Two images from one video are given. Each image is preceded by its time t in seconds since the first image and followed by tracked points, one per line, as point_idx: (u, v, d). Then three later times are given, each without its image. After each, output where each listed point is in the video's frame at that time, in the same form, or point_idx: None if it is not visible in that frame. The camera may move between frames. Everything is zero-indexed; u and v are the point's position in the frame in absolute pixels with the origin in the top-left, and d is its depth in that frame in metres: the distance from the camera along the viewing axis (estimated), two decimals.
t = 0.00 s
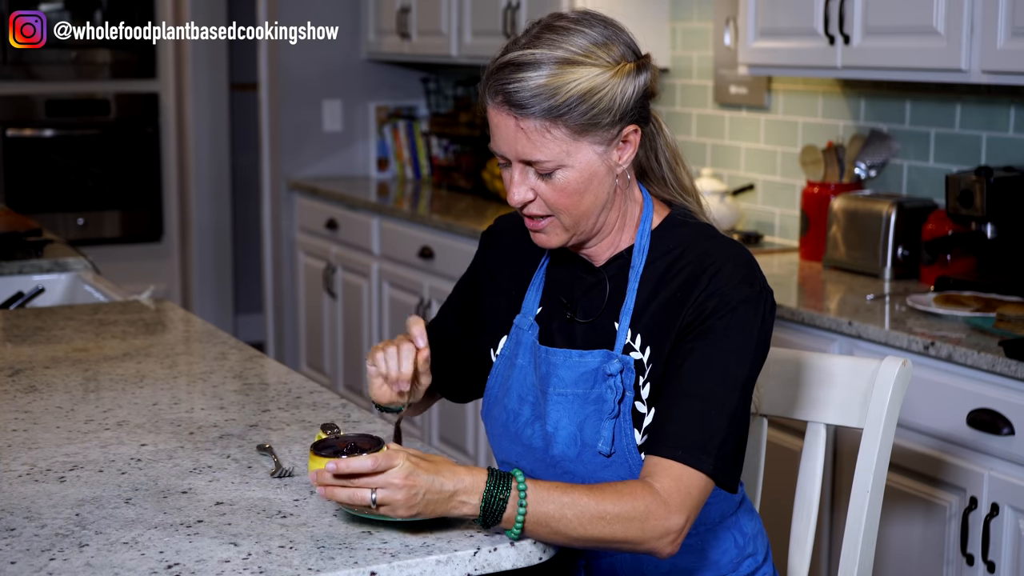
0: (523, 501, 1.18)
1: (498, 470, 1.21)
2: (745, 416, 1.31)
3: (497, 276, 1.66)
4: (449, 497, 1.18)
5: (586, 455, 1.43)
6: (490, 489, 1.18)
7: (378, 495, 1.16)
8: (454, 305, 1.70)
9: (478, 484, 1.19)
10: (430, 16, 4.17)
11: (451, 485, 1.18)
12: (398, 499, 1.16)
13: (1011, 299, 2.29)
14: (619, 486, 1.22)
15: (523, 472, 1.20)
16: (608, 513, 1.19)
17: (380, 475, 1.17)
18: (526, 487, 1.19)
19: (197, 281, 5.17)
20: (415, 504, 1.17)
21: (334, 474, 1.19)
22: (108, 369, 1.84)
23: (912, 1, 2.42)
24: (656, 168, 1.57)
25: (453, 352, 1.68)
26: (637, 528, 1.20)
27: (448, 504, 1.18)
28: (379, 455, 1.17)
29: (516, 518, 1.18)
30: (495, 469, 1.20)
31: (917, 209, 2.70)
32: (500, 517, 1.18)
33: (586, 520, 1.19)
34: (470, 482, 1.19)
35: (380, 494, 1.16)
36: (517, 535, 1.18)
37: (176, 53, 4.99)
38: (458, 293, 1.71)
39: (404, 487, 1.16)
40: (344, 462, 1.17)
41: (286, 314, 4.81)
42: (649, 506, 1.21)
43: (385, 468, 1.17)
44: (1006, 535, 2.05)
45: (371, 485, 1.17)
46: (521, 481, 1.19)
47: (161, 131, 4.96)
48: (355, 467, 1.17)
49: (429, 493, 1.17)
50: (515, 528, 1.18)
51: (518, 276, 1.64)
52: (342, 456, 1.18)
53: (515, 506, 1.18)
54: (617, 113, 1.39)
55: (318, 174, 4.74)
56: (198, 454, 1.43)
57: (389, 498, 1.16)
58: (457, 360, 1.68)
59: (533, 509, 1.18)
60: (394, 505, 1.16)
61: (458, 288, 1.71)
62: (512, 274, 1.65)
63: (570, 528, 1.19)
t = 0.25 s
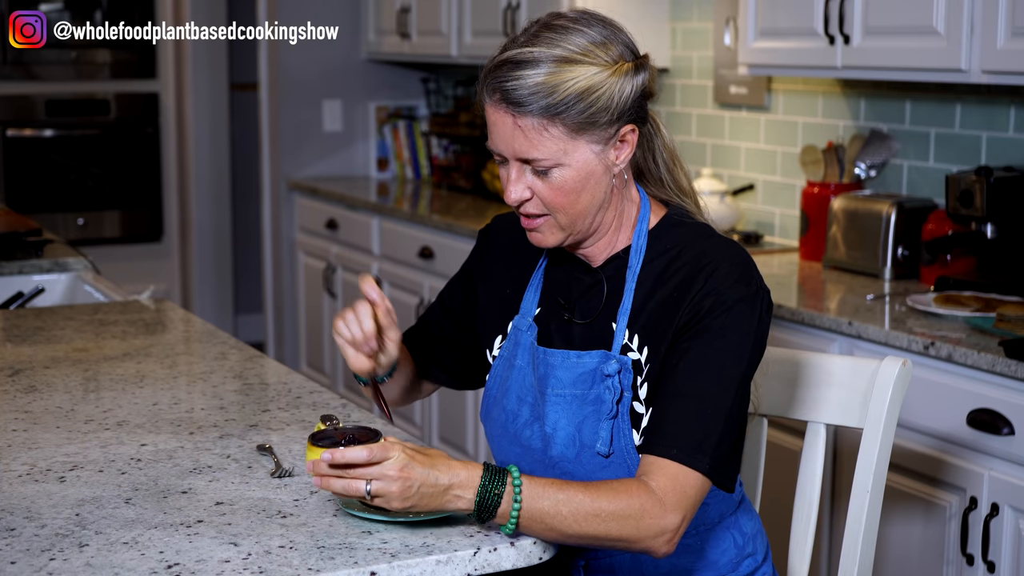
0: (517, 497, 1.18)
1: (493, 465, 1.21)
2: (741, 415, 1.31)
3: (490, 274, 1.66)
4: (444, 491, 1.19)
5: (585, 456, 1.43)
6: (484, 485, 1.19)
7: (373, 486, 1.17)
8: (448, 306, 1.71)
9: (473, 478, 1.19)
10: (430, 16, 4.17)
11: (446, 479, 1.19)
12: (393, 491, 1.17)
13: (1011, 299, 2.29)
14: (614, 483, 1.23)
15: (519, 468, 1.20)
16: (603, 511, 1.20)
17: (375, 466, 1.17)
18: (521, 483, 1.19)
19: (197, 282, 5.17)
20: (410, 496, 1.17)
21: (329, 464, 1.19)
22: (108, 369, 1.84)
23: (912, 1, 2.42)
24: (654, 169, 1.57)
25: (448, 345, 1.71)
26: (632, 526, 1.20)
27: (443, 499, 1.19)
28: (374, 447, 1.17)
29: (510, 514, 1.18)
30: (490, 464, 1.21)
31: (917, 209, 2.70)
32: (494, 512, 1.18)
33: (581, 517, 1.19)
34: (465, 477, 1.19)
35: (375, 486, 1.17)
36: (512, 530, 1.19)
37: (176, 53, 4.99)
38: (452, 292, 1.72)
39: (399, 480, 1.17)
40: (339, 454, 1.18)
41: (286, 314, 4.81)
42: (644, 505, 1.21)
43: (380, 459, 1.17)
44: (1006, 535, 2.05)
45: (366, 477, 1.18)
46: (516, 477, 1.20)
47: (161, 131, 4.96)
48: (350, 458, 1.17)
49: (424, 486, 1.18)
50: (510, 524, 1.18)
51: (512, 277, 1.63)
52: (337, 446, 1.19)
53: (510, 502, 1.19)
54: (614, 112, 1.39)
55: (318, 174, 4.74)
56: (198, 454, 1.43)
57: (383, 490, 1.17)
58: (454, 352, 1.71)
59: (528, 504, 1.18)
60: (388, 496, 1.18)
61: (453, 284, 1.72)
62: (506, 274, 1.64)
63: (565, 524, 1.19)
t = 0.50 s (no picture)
0: (515, 484, 1.19)
1: (492, 452, 1.22)
2: (738, 414, 1.31)
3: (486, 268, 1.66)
4: (442, 474, 1.19)
5: (583, 455, 1.44)
6: (483, 471, 1.19)
7: (371, 464, 1.17)
8: (440, 297, 1.71)
9: (472, 463, 1.20)
10: (430, 16, 4.17)
11: (444, 463, 1.19)
12: (391, 470, 1.17)
13: (1011, 299, 2.29)
14: (612, 478, 1.23)
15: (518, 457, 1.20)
16: (600, 504, 1.20)
17: (374, 444, 1.17)
18: (519, 471, 1.20)
19: (197, 281, 5.17)
20: (408, 477, 1.17)
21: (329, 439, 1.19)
22: (108, 369, 1.84)
23: (912, 1, 2.42)
24: (651, 170, 1.57)
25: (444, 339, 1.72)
26: (628, 521, 1.20)
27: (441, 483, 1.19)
28: (375, 424, 1.17)
29: (507, 502, 1.18)
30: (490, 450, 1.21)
31: (917, 209, 2.70)
32: (492, 498, 1.19)
33: (577, 509, 1.20)
34: (464, 462, 1.20)
35: (373, 464, 1.17)
36: (508, 519, 1.19)
37: (177, 53, 4.99)
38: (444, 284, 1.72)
39: (398, 459, 1.17)
40: (339, 428, 1.18)
41: (285, 314, 4.81)
42: (641, 501, 1.21)
43: (380, 437, 1.17)
44: (1006, 535, 2.05)
45: (365, 454, 1.17)
46: (514, 465, 1.20)
47: (161, 131, 4.96)
48: (349, 433, 1.17)
49: (422, 468, 1.18)
50: (506, 512, 1.19)
51: (508, 274, 1.63)
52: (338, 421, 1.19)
53: (507, 489, 1.19)
54: (610, 109, 1.39)
55: (318, 174, 4.74)
56: (198, 454, 1.43)
57: (382, 468, 1.17)
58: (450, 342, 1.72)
59: (525, 492, 1.19)
60: (386, 475, 1.17)
61: (444, 274, 1.72)
62: (502, 270, 1.64)
63: (561, 515, 1.19)
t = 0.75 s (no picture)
0: (512, 481, 1.19)
1: (490, 450, 1.22)
2: (736, 414, 1.31)
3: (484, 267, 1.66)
4: (439, 471, 1.19)
5: (581, 456, 1.44)
6: (480, 468, 1.19)
7: (367, 460, 1.18)
8: (438, 296, 1.71)
9: (470, 461, 1.20)
10: (430, 16, 4.17)
11: (441, 459, 1.19)
12: (387, 465, 1.18)
13: (1010, 298, 2.29)
14: (609, 478, 1.23)
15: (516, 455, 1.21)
16: (597, 504, 1.20)
17: (370, 439, 1.19)
18: (517, 469, 1.20)
19: (197, 282, 5.17)
20: (404, 473, 1.18)
21: (327, 436, 1.21)
22: (108, 369, 1.84)
23: (912, 1, 2.42)
24: (650, 171, 1.57)
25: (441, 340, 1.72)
26: (625, 521, 1.20)
27: (438, 480, 1.20)
28: (371, 420, 1.19)
29: (504, 499, 1.19)
30: (487, 447, 1.21)
31: (917, 209, 2.70)
32: (489, 496, 1.19)
33: (573, 508, 1.20)
34: (461, 459, 1.20)
35: (369, 459, 1.18)
36: (505, 516, 1.20)
37: (176, 53, 4.99)
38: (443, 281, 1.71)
39: (394, 454, 1.18)
40: (335, 423, 1.20)
41: (285, 314, 4.81)
42: (638, 501, 1.21)
43: (376, 432, 1.19)
44: (1006, 535, 2.05)
45: (362, 450, 1.19)
46: (512, 463, 1.21)
47: (161, 131, 4.96)
48: (345, 428, 1.19)
49: (419, 465, 1.18)
50: (503, 509, 1.19)
51: (505, 274, 1.63)
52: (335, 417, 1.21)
53: (504, 486, 1.19)
54: (608, 110, 1.39)
55: (318, 174, 4.74)
56: (198, 454, 1.43)
57: (378, 463, 1.18)
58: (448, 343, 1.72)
59: (522, 491, 1.19)
60: (383, 471, 1.18)
61: (440, 273, 1.72)
62: (499, 270, 1.64)
63: (558, 514, 1.20)
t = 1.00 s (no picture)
0: (507, 484, 1.19)
1: (485, 452, 1.21)
2: (733, 415, 1.31)
3: (482, 271, 1.66)
4: (435, 474, 1.19)
5: (579, 457, 1.44)
6: (476, 470, 1.19)
7: (363, 465, 1.17)
8: (438, 302, 1.70)
9: (465, 463, 1.20)
10: (430, 15, 4.17)
11: (437, 462, 1.19)
12: (383, 470, 1.17)
13: (1010, 299, 2.29)
14: (606, 479, 1.23)
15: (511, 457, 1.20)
16: (593, 505, 1.20)
17: (365, 445, 1.18)
18: (512, 470, 1.20)
19: (197, 282, 5.17)
20: (400, 477, 1.18)
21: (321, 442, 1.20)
22: (107, 369, 1.84)
23: (912, 1, 2.42)
24: (649, 172, 1.57)
25: (441, 347, 1.72)
26: (622, 523, 1.20)
27: (434, 483, 1.19)
28: (365, 425, 1.18)
29: (500, 501, 1.19)
30: (482, 450, 1.21)
31: (917, 209, 2.70)
32: (485, 498, 1.19)
33: (570, 510, 1.19)
34: (456, 462, 1.20)
35: (365, 465, 1.18)
36: (502, 518, 1.19)
37: (176, 53, 4.99)
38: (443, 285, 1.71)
39: (389, 459, 1.17)
40: (330, 429, 1.19)
41: (285, 314, 4.82)
42: (635, 503, 1.21)
43: (371, 438, 1.18)
44: (1006, 535, 2.05)
45: (357, 456, 1.18)
46: (508, 465, 1.20)
47: (161, 131, 4.96)
48: (340, 435, 1.18)
49: (415, 468, 1.18)
50: (500, 511, 1.19)
51: (503, 275, 1.63)
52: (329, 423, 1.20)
53: (500, 489, 1.19)
54: (607, 111, 1.39)
55: (318, 174, 4.74)
56: (198, 454, 1.43)
57: (374, 468, 1.17)
58: (449, 349, 1.72)
59: (518, 492, 1.19)
60: (379, 476, 1.18)
61: (439, 279, 1.72)
62: (497, 272, 1.64)
63: (554, 516, 1.19)
